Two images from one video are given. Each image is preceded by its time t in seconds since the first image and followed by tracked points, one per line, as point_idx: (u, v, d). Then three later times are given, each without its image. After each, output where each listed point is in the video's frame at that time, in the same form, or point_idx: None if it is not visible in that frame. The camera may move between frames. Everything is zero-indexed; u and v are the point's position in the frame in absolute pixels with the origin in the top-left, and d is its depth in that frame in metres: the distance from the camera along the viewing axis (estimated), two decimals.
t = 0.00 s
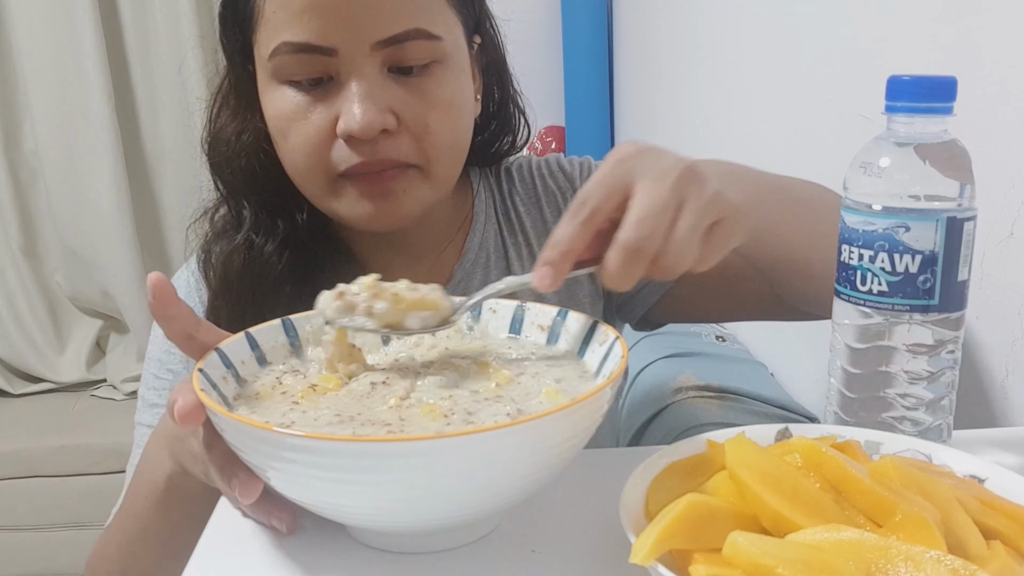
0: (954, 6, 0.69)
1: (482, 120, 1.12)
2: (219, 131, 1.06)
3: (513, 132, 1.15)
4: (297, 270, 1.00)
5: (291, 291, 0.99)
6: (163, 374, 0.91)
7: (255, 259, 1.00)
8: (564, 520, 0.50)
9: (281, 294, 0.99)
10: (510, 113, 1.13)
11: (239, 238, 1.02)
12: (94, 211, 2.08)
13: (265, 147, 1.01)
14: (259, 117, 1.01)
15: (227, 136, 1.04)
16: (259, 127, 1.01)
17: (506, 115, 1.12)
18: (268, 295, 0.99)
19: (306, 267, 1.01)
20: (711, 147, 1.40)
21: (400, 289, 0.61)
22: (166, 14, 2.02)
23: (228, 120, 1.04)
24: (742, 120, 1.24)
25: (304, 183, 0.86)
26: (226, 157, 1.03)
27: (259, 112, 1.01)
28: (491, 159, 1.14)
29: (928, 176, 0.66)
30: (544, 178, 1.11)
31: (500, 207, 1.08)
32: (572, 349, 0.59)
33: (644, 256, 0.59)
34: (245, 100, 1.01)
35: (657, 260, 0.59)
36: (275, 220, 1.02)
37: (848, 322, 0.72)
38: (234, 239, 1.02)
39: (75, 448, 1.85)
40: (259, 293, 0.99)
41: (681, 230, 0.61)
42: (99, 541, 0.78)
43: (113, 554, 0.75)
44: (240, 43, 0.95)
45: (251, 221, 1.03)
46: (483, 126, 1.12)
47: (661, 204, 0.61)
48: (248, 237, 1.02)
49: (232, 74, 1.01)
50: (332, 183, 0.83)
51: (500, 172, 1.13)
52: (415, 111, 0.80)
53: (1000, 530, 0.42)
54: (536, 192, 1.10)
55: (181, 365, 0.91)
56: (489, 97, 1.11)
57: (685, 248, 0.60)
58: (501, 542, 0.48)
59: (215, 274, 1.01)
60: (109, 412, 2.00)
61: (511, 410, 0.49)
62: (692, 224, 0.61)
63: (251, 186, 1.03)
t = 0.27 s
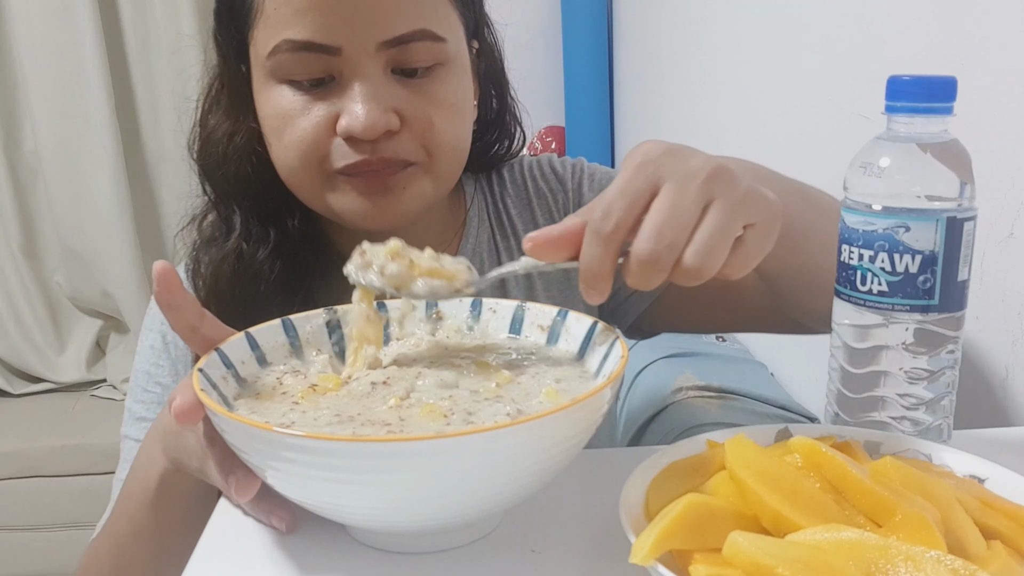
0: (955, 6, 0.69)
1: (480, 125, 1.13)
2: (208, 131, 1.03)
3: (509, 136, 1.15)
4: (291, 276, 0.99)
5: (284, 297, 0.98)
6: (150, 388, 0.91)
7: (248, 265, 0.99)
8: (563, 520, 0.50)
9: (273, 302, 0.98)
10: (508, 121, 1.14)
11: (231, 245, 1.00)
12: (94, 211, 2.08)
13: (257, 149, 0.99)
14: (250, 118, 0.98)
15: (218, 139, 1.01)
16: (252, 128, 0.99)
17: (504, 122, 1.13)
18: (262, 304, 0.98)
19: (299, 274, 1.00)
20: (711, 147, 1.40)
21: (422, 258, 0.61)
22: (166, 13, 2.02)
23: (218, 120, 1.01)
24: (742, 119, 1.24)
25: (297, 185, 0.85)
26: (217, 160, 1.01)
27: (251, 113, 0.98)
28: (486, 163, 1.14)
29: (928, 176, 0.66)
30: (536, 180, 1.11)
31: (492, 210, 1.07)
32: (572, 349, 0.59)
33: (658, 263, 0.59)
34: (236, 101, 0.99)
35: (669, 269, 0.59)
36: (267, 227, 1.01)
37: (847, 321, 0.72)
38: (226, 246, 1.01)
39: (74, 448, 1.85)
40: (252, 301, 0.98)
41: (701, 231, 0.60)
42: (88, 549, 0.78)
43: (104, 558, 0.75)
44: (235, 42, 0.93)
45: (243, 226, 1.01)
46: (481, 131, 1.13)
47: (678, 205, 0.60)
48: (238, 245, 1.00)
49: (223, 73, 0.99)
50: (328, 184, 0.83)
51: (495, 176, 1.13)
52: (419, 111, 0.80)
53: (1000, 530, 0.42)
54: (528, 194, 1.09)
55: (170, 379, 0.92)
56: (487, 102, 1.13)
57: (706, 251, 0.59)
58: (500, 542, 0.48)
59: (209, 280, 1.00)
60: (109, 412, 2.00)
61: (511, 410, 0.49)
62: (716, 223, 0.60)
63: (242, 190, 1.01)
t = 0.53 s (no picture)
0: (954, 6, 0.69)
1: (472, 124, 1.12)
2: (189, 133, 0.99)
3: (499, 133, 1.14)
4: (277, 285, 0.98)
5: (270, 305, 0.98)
6: (136, 398, 0.91)
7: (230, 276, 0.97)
8: (563, 520, 0.50)
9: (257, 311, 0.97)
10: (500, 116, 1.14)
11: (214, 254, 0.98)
12: (94, 211, 2.09)
13: (242, 154, 0.96)
14: (233, 122, 0.94)
15: (200, 141, 0.97)
16: (236, 134, 0.94)
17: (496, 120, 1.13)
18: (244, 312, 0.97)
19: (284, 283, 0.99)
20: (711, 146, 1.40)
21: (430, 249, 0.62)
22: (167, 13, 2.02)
23: (199, 122, 0.97)
24: (742, 119, 1.24)
25: (287, 198, 0.85)
26: (198, 165, 0.98)
27: (234, 117, 0.94)
28: (477, 162, 1.13)
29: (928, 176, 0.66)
30: (530, 180, 1.11)
31: (484, 211, 1.08)
32: (572, 349, 0.59)
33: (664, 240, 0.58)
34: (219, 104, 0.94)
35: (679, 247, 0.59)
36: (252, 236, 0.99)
37: (848, 322, 0.72)
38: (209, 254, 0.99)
39: (74, 448, 1.85)
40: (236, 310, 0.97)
41: (702, 189, 0.58)
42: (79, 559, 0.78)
43: (100, 562, 0.75)
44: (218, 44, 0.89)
45: (226, 234, 0.99)
46: (474, 129, 1.13)
47: (670, 178, 0.60)
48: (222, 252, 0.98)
49: (204, 72, 0.94)
50: (317, 199, 0.82)
51: (485, 173, 1.13)
52: (413, 125, 0.80)
53: (1000, 530, 0.42)
54: (519, 195, 1.09)
55: (154, 389, 0.92)
56: (481, 100, 1.12)
57: (706, 221, 0.57)
58: (500, 542, 0.48)
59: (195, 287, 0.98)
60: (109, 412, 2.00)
61: (511, 410, 0.49)
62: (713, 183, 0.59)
63: (223, 198, 0.98)
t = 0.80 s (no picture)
0: (954, 5, 0.69)
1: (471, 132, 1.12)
2: (186, 139, 0.97)
3: (496, 144, 1.14)
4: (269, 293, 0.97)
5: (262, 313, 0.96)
6: (129, 407, 0.91)
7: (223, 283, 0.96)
8: (562, 521, 0.50)
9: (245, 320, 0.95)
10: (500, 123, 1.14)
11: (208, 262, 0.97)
12: (94, 211, 2.09)
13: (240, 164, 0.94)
14: (230, 133, 0.91)
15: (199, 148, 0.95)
16: (234, 144, 0.92)
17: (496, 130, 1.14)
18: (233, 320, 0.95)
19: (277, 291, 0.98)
20: (711, 146, 1.40)
21: (431, 238, 0.62)
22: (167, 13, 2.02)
23: (198, 131, 0.95)
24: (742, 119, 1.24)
25: (291, 210, 0.84)
26: (194, 174, 0.96)
27: (232, 128, 0.91)
28: (473, 169, 1.13)
29: (928, 176, 0.66)
30: (526, 186, 1.11)
31: (479, 215, 1.07)
32: (572, 348, 0.59)
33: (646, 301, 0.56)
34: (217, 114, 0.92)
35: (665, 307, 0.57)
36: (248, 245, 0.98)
37: (847, 321, 0.74)
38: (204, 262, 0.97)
39: (74, 448, 1.85)
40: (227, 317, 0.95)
41: (690, 252, 0.55)
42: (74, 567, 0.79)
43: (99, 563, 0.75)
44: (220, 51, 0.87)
45: (221, 242, 0.98)
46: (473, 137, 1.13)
47: (665, 232, 0.57)
48: (215, 261, 0.97)
49: (202, 80, 0.92)
50: (322, 210, 0.82)
51: (480, 179, 1.13)
52: (419, 137, 0.80)
53: (1000, 530, 0.42)
54: (515, 200, 1.09)
55: (147, 398, 0.91)
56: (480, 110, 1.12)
57: (687, 290, 0.54)
58: (500, 542, 0.48)
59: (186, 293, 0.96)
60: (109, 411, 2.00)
61: (511, 410, 0.49)
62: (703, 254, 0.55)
63: (220, 209, 0.97)
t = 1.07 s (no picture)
0: (954, 5, 0.69)
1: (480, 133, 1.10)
2: (189, 132, 0.97)
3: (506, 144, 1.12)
4: (268, 291, 0.96)
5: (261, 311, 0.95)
6: (124, 406, 0.91)
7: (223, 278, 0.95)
8: (563, 521, 0.50)
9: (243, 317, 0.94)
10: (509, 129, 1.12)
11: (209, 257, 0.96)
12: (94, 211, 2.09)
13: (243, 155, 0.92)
14: (233, 122, 0.91)
15: (201, 139, 0.94)
16: (236, 133, 0.91)
17: (507, 130, 1.12)
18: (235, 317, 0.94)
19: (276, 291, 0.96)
20: (711, 146, 1.40)
21: (424, 203, 0.66)
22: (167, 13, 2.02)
23: (199, 121, 0.95)
24: (742, 119, 1.24)
25: (298, 199, 0.80)
26: (195, 166, 0.96)
27: (235, 116, 0.91)
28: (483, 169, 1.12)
29: (928, 176, 0.66)
30: (530, 186, 1.11)
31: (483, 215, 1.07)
32: (572, 348, 0.59)
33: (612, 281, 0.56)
34: (219, 102, 0.92)
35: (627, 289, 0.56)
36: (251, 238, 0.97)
37: (847, 321, 0.74)
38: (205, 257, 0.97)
39: (74, 447, 1.85)
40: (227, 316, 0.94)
41: (661, 237, 0.55)
42: (74, 565, 0.79)
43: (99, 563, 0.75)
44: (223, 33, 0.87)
45: (221, 241, 0.97)
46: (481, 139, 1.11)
47: (641, 213, 0.56)
48: (211, 258, 0.96)
49: (206, 70, 0.92)
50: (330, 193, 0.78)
51: (487, 179, 1.12)
52: (430, 116, 0.78)
53: (1000, 530, 0.42)
54: (520, 201, 1.09)
55: (144, 397, 0.92)
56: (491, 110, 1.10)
57: (651, 276, 0.54)
58: (501, 542, 0.48)
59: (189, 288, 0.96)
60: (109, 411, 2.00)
61: (511, 410, 0.49)
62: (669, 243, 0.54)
63: (221, 204, 0.96)
